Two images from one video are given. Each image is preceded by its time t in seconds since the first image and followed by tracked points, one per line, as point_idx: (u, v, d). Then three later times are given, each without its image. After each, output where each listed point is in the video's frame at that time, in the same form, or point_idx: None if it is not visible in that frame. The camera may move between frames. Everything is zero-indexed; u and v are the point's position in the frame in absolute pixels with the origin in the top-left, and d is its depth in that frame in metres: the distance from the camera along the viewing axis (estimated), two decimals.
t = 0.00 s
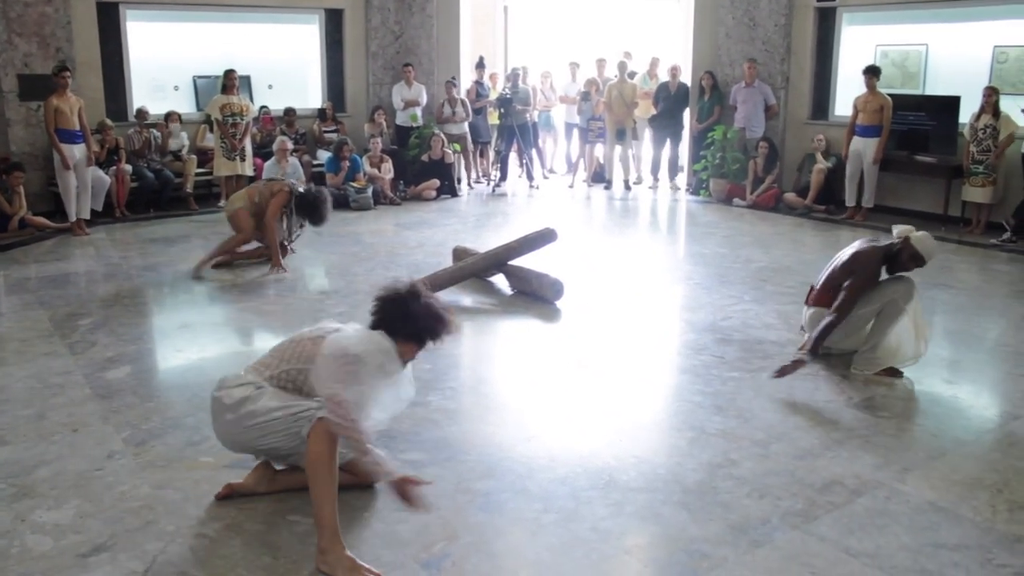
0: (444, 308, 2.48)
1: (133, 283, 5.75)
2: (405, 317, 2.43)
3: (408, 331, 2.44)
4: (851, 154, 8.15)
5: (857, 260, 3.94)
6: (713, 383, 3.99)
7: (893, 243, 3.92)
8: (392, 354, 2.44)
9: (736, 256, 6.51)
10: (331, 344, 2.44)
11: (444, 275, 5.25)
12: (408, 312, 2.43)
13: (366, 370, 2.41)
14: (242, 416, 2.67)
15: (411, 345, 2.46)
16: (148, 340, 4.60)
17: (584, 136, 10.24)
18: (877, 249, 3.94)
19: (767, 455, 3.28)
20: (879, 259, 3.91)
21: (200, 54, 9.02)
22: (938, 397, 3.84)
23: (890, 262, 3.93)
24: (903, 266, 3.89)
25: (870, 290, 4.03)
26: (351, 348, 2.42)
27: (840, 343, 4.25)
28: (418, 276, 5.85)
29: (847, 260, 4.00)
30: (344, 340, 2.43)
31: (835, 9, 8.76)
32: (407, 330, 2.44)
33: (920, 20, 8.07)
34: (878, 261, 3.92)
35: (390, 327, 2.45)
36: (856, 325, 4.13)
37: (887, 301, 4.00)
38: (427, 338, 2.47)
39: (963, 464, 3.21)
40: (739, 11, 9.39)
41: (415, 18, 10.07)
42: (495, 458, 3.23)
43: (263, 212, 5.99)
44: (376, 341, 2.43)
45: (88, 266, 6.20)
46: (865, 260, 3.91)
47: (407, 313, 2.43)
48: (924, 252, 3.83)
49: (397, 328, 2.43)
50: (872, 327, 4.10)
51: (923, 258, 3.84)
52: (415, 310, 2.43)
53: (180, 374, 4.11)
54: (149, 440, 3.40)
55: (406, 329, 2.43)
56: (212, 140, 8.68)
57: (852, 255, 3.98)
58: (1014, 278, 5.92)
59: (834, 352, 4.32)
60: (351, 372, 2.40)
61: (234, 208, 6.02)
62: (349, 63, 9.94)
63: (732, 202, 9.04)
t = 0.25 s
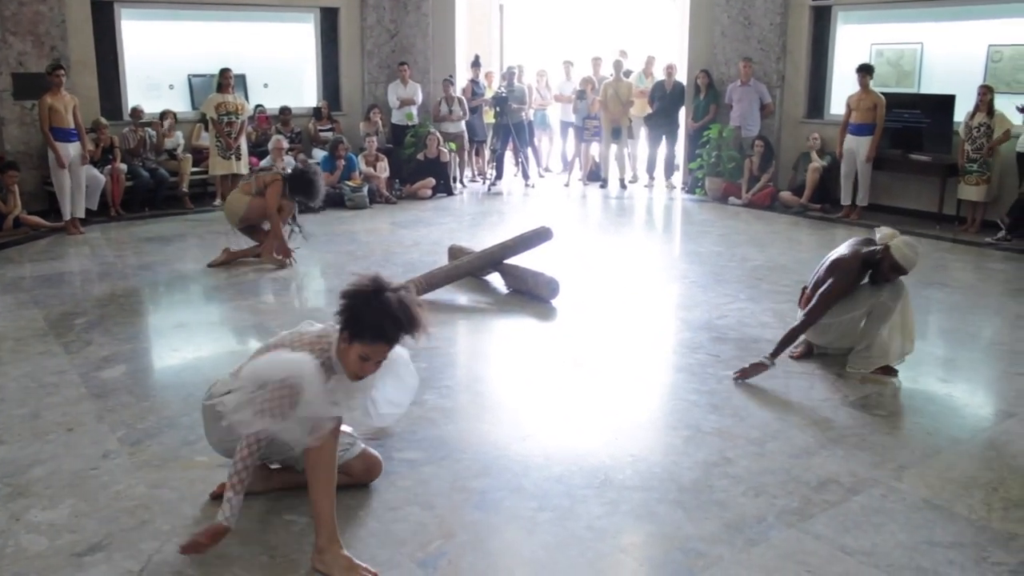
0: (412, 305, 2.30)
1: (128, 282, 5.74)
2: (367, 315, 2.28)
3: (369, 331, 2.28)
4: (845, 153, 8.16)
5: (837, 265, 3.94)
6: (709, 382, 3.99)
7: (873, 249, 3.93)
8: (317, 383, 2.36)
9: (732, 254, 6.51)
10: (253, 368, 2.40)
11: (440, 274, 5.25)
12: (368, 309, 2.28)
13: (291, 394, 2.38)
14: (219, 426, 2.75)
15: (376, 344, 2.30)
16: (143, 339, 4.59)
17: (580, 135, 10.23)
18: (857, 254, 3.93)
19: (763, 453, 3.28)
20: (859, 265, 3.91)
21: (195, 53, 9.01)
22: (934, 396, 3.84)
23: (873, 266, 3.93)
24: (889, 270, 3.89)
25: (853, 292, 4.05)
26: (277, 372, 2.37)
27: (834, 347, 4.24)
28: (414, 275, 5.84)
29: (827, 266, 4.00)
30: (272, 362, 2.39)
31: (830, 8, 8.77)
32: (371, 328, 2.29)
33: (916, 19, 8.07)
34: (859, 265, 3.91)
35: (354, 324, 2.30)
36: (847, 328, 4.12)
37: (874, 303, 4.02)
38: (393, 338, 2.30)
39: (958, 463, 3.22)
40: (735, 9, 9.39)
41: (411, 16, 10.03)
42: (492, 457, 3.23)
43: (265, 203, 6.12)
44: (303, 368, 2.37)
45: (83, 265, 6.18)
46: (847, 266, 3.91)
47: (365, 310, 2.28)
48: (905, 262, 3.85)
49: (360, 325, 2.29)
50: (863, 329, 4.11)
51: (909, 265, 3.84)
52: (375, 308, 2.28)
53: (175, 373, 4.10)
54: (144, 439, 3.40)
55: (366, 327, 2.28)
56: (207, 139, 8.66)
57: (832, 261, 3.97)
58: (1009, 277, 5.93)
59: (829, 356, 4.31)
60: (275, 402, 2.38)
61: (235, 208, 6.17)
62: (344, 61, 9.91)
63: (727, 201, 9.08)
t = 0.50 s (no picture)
0: (376, 309, 2.30)
1: (125, 280, 5.74)
2: (334, 323, 2.29)
3: (336, 338, 2.29)
4: (841, 151, 8.18)
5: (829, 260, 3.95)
6: (706, 379, 4.00)
7: (864, 249, 3.90)
8: (282, 385, 2.42)
9: (729, 252, 6.52)
10: (232, 371, 2.52)
11: (437, 272, 5.27)
12: (333, 317, 2.30)
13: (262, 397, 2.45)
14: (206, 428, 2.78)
15: (345, 351, 2.31)
16: (140, 337, 4.59)
17: (577, 133, 10.22)
18: (848, 254, 3.93)
19: (760, 450, 3.29)
20: (849, 264, 3.91)
21: (192, 51, 8.99)
22: (930, 393, 3.85)
23: (864, 266, 3.91)
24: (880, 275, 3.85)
25: (845, 289, 4.04)
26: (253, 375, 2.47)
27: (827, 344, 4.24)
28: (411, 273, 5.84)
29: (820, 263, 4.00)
30: (247, 366, 2.49)
31: (827, 6, 8.77)
32: (338, 336, 2.29)
33: (913, 17, 8.08)
34: (850, 264, 3.91)
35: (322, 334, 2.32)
36: (840, 325, 4.12)
37: (865, 302, 4.02)
38: (362, 344, 2.30)
39: (955, 460, 3.23)
40: (732, 7, 9.39)
41: (408, 14, 10.05)
42: (489, 455, 3.24)
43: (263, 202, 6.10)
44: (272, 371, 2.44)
45: (79, 263, 6.18)
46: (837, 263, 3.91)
47: (330, 318, 2.29)
48: (896, 264, 3.77)
49: (328, 334, 2.30)
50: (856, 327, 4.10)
51: (898, 268, 3.78)
52: (339, 315, 2.29)
53: (172, 371, 4.10)
54: (142, 437, 3.40)
55: (332, 335, 2.29)
56: (204, 137, 8.65)
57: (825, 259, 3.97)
58: (1005, 274, 5.95)
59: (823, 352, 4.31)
60: (250, 405, 2.46)
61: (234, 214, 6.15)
62: (341, 58, 9.92)
63: (725, 198, 9.11)
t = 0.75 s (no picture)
0: (358, 312, 2.36)
1: (124, 276, 5.73)
2: (317, 327, 2.34)
3: (320, 342, 2.34)
4: (841, 148, 8.19)
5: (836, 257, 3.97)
6: (705, 375, 4.00)
7: (870, 248, 3.92)
8: (272, 384, 2.43)
9: (728, 248, 6.52)
10: (221, 373, 2.53)
11: (436, 268, 5.25)
12: (316, 321, 2.35)
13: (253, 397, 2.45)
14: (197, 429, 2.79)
15: (329, 354, 2.36)
16: (139, 334, 4.59)
17: (576, 129, 10.20)
18: (854, 252, 3.95)
19: (759, 446, 3.29)
20: (855, 262, 3.94)
21: (191, 47, 8.98)
22: (929, 390, 3.85)
23: (870, 264, 3.93)
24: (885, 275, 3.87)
25: (848, 285, 4.05)
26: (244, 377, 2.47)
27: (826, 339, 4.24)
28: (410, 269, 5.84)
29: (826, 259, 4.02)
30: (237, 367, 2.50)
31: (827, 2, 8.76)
32: (323, 340, 2.34)
33: (912, 13, 8.07)
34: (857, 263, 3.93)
35: (306, 339, 2.37)
36: (841, 321, 4.12)
37: (867, 298, 4.03)
38: (345, 346, 2.34)
39: (953, 456, 3.23)
40: (732, 4, 9.39)
41: (407, 10, 10.04)
42: (489, 451, 3.24)
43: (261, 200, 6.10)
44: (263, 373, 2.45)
45: (78, 259, 6.17)
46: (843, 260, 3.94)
47: (313, 322, 2.34)
48: (902, 261, 3.78)
49: (312, 339, 2.35)
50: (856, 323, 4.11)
51: (903, 266, 3.79)
52: (322, 319, 2.34)
53: (172, 368, 4.10)
54: (141, 433, 3.40)
55: (316, 339, 2.34)
56: (203, 133, 8.64)
57: (832, 255, 3.99)
58: (1004, 271, 5.94)
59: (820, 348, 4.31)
60: (242, 406, 2.46)
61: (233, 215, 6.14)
62: (341, 54, 9.92)
63: (724, 194, 9.14)
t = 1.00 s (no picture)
0: (361, 308, 2.36)
1: (125, 271, 5.73)
2: (321, 323, 2.35)
3: (324, 338, 2.35)
4: (841, 144, 8.18)
5: (842, 253, 4.00)
6: (706, 371, 4.00)
7: (874, 245, 3.95)
8: (285, 381, 2.45)
9: (729, 244, 6.52)
10: (230, 372, 2.52)
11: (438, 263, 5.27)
12: (320, 317, 2.35)
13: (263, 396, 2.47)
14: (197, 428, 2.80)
15: (334, 350, 2.36)
16: (140, 329, 4.59)
17: (577, 124, 10.20)
18: (858, 248, 3.98)
19: (759, 442, 3.29)
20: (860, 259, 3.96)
21: (191, 42, 8.97)
22: (930, 386, 3.85)
23: (875, 260, 3.95)
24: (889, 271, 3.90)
25: (853, 280, 4.05)
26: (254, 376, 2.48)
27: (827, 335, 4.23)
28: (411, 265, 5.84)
29: (832, 256, 4.04)
30: (247, 366, 2.50)
31: None
32: (327, 335, 2.35)
33: (914, 8, 8.06)
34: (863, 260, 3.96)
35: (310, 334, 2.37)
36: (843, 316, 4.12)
37: (870, 294, 4.03)
38: (348, 342, 2.35)
39: (954, 452, 3.23)
40: None
41: (407, 5, 10.04)
42: (489, 446, 3.24)
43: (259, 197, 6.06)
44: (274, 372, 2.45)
45: (79, 255, 6.17)
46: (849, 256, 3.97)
47: (316, 318, 2.35)
48: (907, 256, 3.79)
49: (316, 335, 2.35)
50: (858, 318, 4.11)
51: (909, 262, 3.81)
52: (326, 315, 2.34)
53: (173, 363, 4.10)
54: (142, 428, 3.40)
55: (320, 335, 2.35)
56: (203, 129, 8.64)
57: (837, 251, 4.01)
58: (1005, 267, 5.94)
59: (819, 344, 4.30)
60: (255, 403, 2.49)
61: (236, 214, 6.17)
62: (341, 49, 9.91)
63: (725, 190, 9.12)
